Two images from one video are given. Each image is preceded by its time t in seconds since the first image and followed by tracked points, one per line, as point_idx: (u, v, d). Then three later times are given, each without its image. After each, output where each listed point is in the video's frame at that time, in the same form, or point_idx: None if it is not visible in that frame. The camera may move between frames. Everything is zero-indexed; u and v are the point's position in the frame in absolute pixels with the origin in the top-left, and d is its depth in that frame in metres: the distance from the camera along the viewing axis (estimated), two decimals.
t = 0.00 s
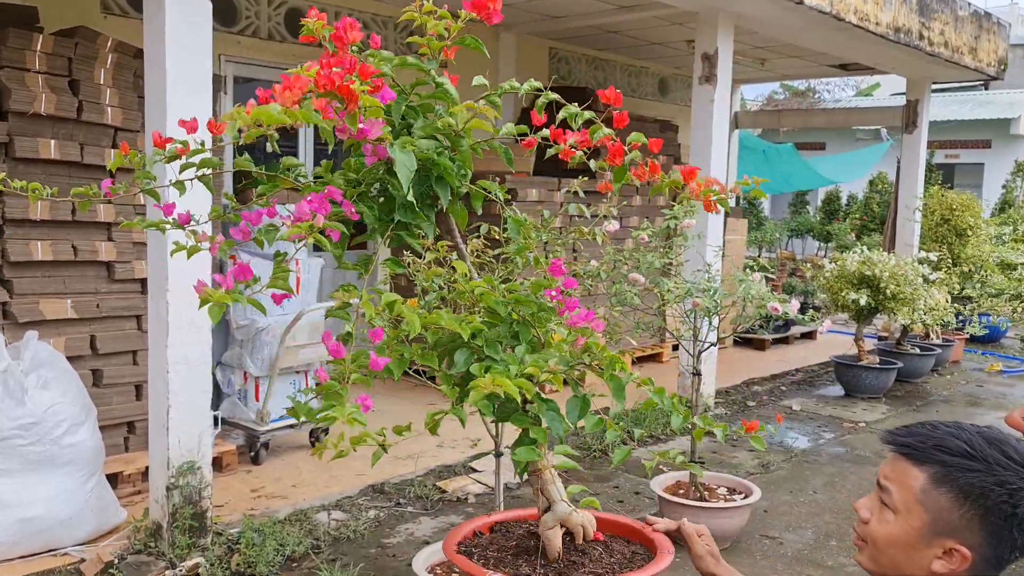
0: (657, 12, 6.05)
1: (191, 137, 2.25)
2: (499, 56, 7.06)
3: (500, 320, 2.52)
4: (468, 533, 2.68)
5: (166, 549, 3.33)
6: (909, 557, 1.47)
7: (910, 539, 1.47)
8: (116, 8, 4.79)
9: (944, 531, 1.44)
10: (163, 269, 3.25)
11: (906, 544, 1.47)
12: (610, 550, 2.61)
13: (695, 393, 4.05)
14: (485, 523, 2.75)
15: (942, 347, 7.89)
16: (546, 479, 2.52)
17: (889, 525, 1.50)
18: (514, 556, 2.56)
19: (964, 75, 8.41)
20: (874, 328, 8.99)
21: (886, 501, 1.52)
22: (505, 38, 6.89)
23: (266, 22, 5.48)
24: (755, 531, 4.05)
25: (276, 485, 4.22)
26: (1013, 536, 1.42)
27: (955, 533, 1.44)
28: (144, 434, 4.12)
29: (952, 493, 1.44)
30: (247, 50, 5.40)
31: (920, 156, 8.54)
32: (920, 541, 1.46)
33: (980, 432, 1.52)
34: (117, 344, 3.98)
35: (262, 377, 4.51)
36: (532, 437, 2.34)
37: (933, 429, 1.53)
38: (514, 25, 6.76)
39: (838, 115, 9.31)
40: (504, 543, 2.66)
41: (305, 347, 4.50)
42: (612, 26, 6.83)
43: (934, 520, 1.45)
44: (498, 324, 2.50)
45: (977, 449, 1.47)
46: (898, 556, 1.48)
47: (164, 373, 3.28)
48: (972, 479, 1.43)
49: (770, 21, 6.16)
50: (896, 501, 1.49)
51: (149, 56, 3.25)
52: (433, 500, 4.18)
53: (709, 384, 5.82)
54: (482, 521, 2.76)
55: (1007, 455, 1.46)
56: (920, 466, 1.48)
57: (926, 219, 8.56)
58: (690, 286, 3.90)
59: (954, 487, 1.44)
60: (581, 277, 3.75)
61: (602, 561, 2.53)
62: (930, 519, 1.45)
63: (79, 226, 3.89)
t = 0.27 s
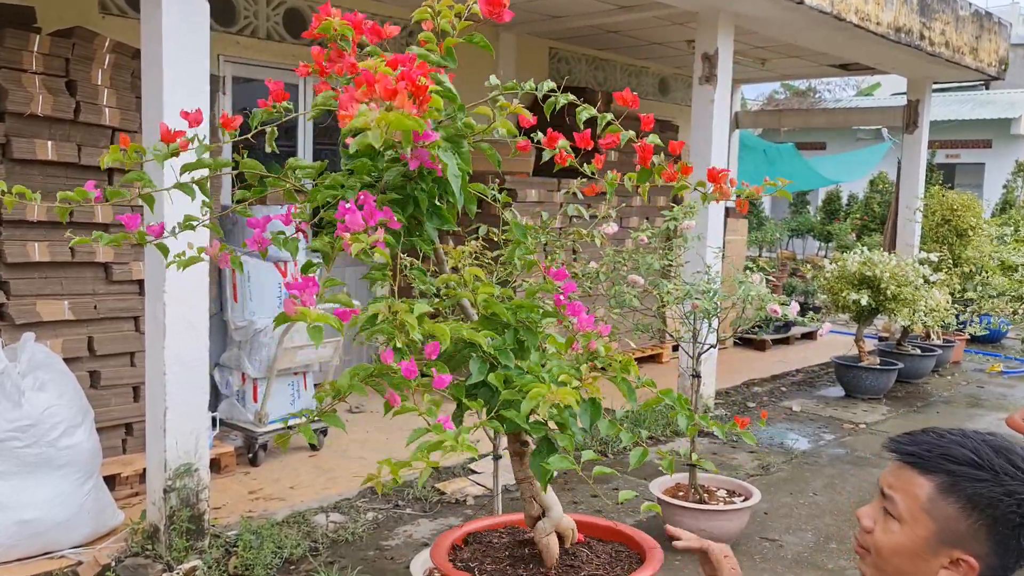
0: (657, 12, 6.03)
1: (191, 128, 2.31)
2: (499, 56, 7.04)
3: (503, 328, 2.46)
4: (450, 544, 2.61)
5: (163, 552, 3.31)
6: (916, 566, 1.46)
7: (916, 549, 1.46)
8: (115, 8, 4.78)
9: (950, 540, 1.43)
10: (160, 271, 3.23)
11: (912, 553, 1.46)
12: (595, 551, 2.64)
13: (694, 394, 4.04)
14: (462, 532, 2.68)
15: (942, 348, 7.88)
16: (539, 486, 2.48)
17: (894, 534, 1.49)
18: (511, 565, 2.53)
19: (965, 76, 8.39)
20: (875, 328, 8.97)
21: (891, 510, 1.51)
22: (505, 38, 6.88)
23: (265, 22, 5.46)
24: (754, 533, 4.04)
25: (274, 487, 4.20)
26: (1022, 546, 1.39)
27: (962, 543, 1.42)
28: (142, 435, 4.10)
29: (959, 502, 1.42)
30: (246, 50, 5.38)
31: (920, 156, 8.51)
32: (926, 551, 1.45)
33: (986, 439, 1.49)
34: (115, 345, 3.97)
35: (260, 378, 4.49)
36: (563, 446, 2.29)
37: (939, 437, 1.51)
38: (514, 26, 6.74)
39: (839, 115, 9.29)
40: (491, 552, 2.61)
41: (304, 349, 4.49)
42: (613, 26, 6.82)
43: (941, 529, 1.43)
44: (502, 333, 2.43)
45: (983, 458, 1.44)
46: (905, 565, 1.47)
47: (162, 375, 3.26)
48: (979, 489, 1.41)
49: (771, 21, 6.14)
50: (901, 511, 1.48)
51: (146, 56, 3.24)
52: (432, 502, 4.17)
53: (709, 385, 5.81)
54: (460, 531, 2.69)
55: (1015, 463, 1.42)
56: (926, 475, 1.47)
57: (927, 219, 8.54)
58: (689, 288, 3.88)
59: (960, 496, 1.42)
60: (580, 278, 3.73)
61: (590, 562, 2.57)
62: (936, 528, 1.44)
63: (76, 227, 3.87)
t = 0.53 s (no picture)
0: (657, 11, 6.01)
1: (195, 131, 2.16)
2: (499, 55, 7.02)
3: (506, 332, 2.43)
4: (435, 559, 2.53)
5: (159, 555, 3.29)
6: None
7: (915, 559, 1.43)
8: (113, 7, 4.75)
9: (950, 547, 1.40)
10: (157, 272, 3.20)
11: (912, 563, 1.43)
12: (584, 555, 2.63)
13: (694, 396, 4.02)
14: (443, 546, 2.60)
15: (943, 348, 7.86)
16: (532, 491, 2.46)
17: (892, 544, 1.45)
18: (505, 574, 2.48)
19: (966, 75, 8.37)
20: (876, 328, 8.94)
21: (888, 519, 1.48)
22: (505, 37, 6.85)
23: (264, 21, 5.43)
24: (755, 535, 4.01)
25: (273, 489, 4.18)
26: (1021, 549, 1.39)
27: (962, 549, 1.40)
28: (139, 437, 4.08)
29: (955, 508, 1.41)
30: (245, 50, 5.36)
31: (922, 155, 8.48)
32: (925, 560, 1.42)
33: (979, 444, 1.48)
34: (112, 346, 3.95)
35: (259, 380, 4.46)
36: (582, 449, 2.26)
37: (933, 443, 1.49)
38: (514, 25, 6.72)
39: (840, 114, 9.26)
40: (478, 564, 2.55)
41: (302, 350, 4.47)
42: (613, 26, 6.79)
43: (939, 537, 1.41)
44: (508, 337, 2.40)
45: (978, 462, 1.44)
46: None
47: (158, 376, 3.24)
48: (976, 494, 1.40)
49: (772, 20, 6.11)
50: (899, 520, 1.45)
51: (143, 55, 3.21)
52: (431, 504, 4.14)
53: (709, 386, 5.79)
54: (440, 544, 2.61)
55: (1009, 467, 1.42)
56: (921, 482, 1.44)
57: (929, 219, 8.50)
58: (689, 289, 3.86)
59: (957, 502, 1.40)
60: (579, 280, 3.71)
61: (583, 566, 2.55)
62: (934, 536, 1.41)
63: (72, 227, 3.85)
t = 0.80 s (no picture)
0: (658, 11, 5.98)
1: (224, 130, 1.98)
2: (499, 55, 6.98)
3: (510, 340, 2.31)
4: None
5: (154, 559, 3.26)
6: None
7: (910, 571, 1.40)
8: (109, 7, 4.72)
9: (944, 557, 1.36)
10: (151, 273, 3.17)
11: None
12: (571, 563, 2.59)
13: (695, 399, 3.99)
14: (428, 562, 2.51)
15: (945, 350, 7.83)
16: (525, 501, 2.40)
17: (890, 558, 1.43)
18: None
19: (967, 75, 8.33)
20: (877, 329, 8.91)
21: (883, 534, 1.46)
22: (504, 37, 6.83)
23: (262, 20, 5.40)
24: (755, 539, 3.98)
25: (270, 492, 4.15)
26: None
27: (956, 558, 1.34)
28: (135, 439, 4.06)
29: (946, 518, 1.37)
30: (243, 50, 5.34)
31: (923, 155, 8.45)
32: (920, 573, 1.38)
33: (969, 449, 1.45)
34: (107, 349, 3.92)
35: (256, 382, 4.40)
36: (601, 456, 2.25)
37: (924, 453, 1.47)
38: (514, 25, 6.68)
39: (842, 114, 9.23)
40: None
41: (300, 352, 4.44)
42: (613, 25, 6.76)
43: (932, 548, 1.37)
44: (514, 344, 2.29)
45: (968, 468, 1.39)
46: None
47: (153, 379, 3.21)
48: (965, 500, 1.35)
49: (773, 20, 6.08)
50: (892, 534, 1.43)
51: (138, 56, 3.18)
52: (429, 507, 4.11)
53: (709, 387, 5.75)
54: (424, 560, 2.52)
55: (998, 471, 1.38)
56: (911, 493, 1.42)
57: (930, 220, 8.44)
58: (689, 291, 3.83)
59: (946, 510, 1.37)
60: (579, 281, 3.68)
61: None
62: (927, 546, 1.37)
63: (67, 228, 3.83)
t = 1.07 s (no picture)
0: (657, 11, 5.95)
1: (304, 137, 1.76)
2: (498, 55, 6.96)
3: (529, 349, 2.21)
4: None
5: (148, 565, 3.24)
6: None
7: None
8: (105, 7, 4.69)
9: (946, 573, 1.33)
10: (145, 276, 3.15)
11: None
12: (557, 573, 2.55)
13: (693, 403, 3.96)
14: None
15: (947, 352, 7.80)
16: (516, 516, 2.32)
17: (891, 575, 1.40)
18: None
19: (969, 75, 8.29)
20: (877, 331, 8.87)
21: (882, 549, 1.42)
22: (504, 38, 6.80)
23: (260, 21, 5.29)
24: (755, 544, 3.95)
25: (265, 495, 4.12)
26: None
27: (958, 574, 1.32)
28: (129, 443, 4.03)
29: (946, 532, 1.34)
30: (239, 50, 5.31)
31: (924, 156, 8.42)
32: None
33: (967, 460, 1.41)
34: (102, 352, 3.90)
35: (252, 384, 4.40)
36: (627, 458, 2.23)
37: (921, 464, 1.43)
38: (514, 25, 6.66)
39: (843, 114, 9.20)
40: None
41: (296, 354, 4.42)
42: (613, 25, 6.73)
43: (934, 564, 1.34)
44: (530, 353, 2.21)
45: (966, 480, 1.36)
46: None
47: (146, 383, 3.18)
48: (966, 514, 1.32)
49: (773, 20, 6.05)
50: (892, 549, 1.40)
51: (130, 56, 3.15)
52: (426, 511, 4.08)
53: (709, 389, 5.72)
54: None
55: (997, 481, 1.35)
56: (909, 507, 1.39)
57: (931, 221, 8.32)
58: (688, 294, 3.81)
59: (948, 524, 1.34)
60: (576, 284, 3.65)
61: None
62: (928, 562, 1.35)
63: (61, 230, 3.80)
